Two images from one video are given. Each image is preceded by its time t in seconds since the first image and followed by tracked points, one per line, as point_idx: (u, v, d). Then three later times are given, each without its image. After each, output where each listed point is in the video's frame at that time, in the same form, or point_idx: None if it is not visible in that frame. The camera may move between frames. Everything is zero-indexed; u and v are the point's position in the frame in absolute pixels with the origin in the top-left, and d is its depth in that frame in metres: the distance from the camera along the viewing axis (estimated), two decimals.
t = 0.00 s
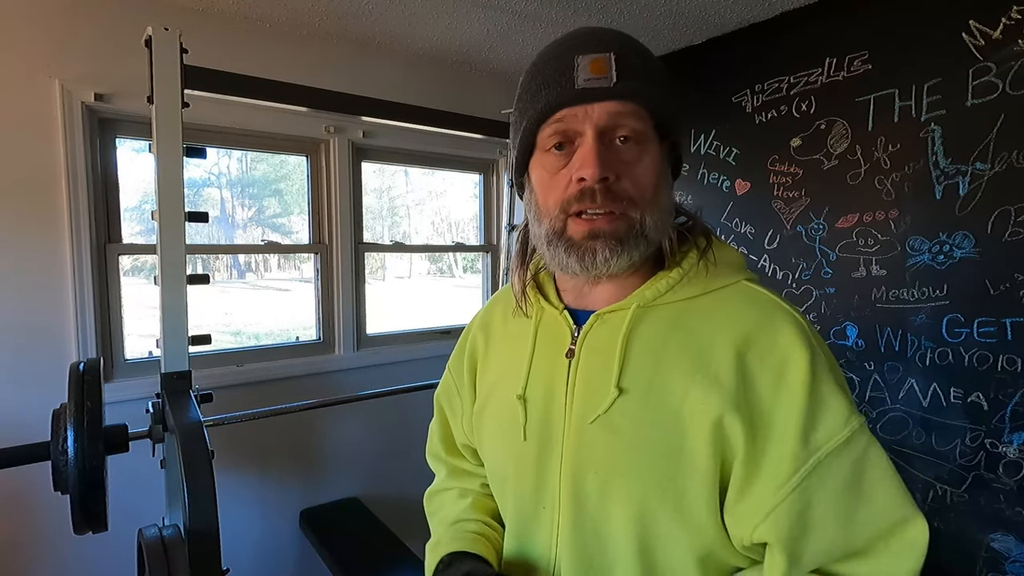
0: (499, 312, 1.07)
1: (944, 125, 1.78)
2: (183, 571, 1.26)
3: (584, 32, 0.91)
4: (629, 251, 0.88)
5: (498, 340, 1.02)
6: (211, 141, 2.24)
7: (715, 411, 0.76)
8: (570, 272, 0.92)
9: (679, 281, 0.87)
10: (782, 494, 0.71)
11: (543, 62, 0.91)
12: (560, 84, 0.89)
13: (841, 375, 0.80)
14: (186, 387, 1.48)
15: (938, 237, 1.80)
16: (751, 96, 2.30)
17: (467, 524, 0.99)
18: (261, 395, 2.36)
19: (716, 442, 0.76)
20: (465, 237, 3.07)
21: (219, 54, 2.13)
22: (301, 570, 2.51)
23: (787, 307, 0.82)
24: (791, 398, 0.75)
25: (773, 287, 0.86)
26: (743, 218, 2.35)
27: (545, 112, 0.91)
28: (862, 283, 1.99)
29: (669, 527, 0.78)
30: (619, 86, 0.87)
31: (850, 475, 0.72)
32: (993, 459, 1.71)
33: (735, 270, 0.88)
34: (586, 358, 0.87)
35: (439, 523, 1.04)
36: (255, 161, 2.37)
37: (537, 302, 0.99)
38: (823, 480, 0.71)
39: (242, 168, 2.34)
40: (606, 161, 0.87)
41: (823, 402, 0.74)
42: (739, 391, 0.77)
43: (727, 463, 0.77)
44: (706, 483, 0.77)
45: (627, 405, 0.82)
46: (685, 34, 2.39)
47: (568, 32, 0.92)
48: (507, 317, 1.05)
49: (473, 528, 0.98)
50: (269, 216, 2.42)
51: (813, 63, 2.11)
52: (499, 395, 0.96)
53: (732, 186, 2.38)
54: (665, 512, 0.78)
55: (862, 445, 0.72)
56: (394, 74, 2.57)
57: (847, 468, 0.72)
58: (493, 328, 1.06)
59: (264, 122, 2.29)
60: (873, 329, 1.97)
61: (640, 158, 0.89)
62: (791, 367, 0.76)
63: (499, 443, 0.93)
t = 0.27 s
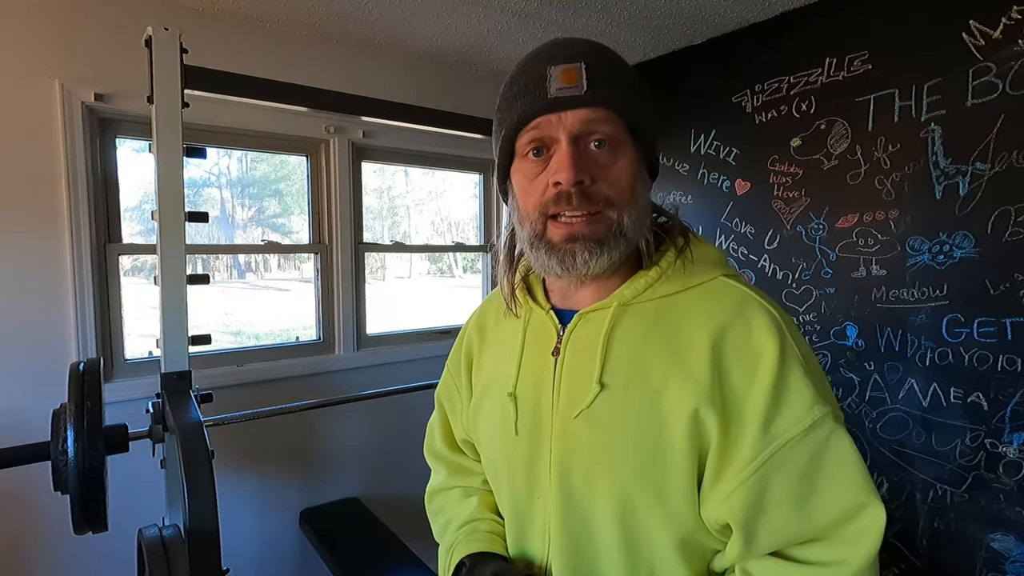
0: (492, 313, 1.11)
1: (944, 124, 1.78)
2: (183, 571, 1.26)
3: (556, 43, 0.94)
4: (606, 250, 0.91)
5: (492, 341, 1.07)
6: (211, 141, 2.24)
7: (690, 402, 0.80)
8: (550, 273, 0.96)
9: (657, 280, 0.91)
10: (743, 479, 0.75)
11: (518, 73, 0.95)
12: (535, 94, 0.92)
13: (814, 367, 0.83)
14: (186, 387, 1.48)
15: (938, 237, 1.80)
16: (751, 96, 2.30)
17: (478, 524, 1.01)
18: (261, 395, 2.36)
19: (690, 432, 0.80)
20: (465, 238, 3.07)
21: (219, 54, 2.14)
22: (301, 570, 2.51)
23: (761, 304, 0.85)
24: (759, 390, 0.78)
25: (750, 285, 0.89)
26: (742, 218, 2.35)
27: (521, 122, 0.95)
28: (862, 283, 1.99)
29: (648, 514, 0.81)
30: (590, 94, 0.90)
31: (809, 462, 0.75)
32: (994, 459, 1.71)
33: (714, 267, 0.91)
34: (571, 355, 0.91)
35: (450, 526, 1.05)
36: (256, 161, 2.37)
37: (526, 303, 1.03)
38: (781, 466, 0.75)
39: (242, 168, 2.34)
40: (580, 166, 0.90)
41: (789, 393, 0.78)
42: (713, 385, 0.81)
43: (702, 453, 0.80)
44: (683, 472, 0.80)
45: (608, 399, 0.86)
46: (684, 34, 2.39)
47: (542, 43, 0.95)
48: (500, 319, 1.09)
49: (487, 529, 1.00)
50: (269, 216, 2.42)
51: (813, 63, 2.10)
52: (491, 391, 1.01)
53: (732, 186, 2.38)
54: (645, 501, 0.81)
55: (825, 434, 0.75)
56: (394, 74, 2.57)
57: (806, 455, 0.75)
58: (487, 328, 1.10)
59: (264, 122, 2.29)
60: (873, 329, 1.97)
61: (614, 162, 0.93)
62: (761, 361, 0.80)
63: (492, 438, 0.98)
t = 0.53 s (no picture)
0: (487, 309, 1.13)
1: (944, 125, 1.78)
2: (183, 571, 1.26)
3: (522, 69, 0.93)
4: (586, 258, 0.91)
5: (486, 336, 1.08)
6: (211, 141, 2.24)
7: (670, 387, 0.81)
8: (540, 281, 0.97)
9: (642, 272, 0.92)
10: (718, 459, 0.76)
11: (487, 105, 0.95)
12: (503, 125, 0.92)
13: (791, 354, 0.84)
14: (186, 387, 1.48)
15: (938, 237, 1.80)
16: (751, 96, 2.30)
17: (470, 512, 1.01)
18: (261, 395, 2.36)
19: (671, 416, 0.81)
20: (465, 237, 3.07)
21: (219, 54, 2.13)
22: (301, 570, 2.51)
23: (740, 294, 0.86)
24: (736, 376, 0.79)
25: (731, 277, 0.90)
26: (742, 218, 2.35)
27: (495, 152, 0.95)
28: (862, 283, 1.99)
29: (632, 497, 0.82)
30: (554, 121, 0.89)
31: (781, 444, 0.76)
32: (993, 459, 1.71)
33: (696, 261, 0.92)
34: (560, 344, 0.93)
35: (442, 513, 1.06)
36: (256, 161, 2.37)
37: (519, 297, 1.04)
38: (756, 448, 0.76)
39: (242, 168, 2.34)
40: (551, 187, 0.90)
41: (764, 378, 0.78)
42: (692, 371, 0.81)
43: (683, 437, 0.81)
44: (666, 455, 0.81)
45: (592, 385, 0.87)
46: (684, 34, 2.39)
47: (509, 71, 0.94)
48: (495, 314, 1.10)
49: (478, 517, 1.00)
50: (269, 216, 2.42)
51: (813, 63, 2.10)
52: (484, 382, 1.02)
53: (731, 186, 2.38)
54: (630, 483, 0.82)
55: (797, 417, 0.76)
56: (394, 74, 2.57)
57: (779, 437, 0.76)
58: (481, 323, 1.11)
59: (264, 122, 2.29)
60: (873, 329, 1.97)
61: (588, 176, 0.91)
62: (739, 347, 0.80)
63: (484, 428, 0.99)
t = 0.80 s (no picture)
0: (484, 304, 1.14)
1: (944, 125, 1.78)
2: (183, 570, 1.26)
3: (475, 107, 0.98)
4: (561, 266, 0.93)
5: (483, 328, 1.08)
6: (211, 141, 2.24)
7: (661, 376, 0.82)
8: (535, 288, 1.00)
9: (634, 269, 0.93)
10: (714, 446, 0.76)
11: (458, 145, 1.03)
12: (467, 164, 1.00)
13: (781, 348, 0.84)
14: (186, 387, 1.48)
15: (937, 237, 1.80)
16: (751, 96, 2.30)
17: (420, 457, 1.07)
18: (261, 395, 2.36)
19: (663, 404, 0.81)
20: (465, 237, 3.07)
21: (220, 54, 2.14)
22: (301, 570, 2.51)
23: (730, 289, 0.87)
24: (726, 366, 0.79)
25: (723, 275, 0.90)
26: (742, 218, 2.35)
27: (470, 186, 1.03)
28: (862, 283, 1.99)
29: (625, 483, 0.82)
30: (497, 156, 0.93)
31: (773, 433, 0.76)
32: (994, 459, 1.71)
33: (687, 260, 0.93)
34: (556, 334, 0.93)
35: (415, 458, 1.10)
36: (256, 161, 2.37)
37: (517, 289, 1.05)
38: (749, 436, 0.76)
39: (242, 168, 2.34)
40: (511, 209, 0.94)
41: (755, 369, 0.78)
42: (683, 360, 0.82)
43: (675, 426, 0.81)
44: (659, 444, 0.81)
45: (586, 373, 0.87)
46: (684, 34, 2.39)
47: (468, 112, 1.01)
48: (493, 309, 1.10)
49: (423, 460, 1.05)
50: (269, 216, 2.42)
51: (813, 63, 2.10)
52: (481, 373, 1.02)
53: (731, 186, 2.38)
54: (623, 470, 0.82)
55: (787, 408, 0.76)
56: (394, 74, 2.57)
57: (770, 426, 0.76)
58: (480, 317, 1.12)
59: (264, 122, 2.29)
60: (873, 329, 1.97)
61: (546, 192, 0.93)
62: (729, 339, 0.81)
63: (479, 418, 1.00)
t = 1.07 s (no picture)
0: (481, 308, 1.14)
1: (944, 124, 1.78)
2: (183, 570, 1.26)
3: (492, 95, 0.96)
4: (567, 264, 0.93)
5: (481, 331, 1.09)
6: (212, 141, 2.24)
7: (659, 373, 0.82)
8: (534, 287, 1.00)
9: (631, 268, 0.93)
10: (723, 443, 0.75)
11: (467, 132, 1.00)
12: (478, 154, 0.97)
13: (780, 347, 0.84)
14: (186, 387, 1.48)
15: (938, 237, 1.80)
16: (751, 96, 2.30)
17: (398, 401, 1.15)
18: (261, 395, 2.36)
19: (662, 401, 0.82)
20: (465, 237, 3.07)
21: (220, 54, 2.14)
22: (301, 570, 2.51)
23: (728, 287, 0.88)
24: (726, 361, 0.79)
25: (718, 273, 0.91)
26: (742, 218, 2.35)
27: (476, 176, 1.01)
28: (862, 283, 1.99)
29: (625, 481, 0.82)
30: (516, 148, 0.92)
31: (777, 430, 0.75)
32: (993, 459, 1.71)
33: (682, 258, 0.93)
34: (554, 333, 0.94)
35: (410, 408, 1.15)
36: (256, 161, 2.37)
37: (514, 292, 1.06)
38: (756, 432, 0.75)
39: (242, 168, 2.34)
40: (524, 204, 0.93)
41: (757, 365, 0.78)
42: (680, 357, 0.82)
43: (675, 422, 0.81)
44: (658, 440, 0.81)
45: (584, 371, 0.88)
46: (684, 34, 2.39)
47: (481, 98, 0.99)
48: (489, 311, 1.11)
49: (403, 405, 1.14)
50: (269, 216, 2.42)
51: (813, 63, 2.10)
52: (479, 374, 1.03)
53: (731, 186, 2.38)
54: (622, 467, 0.83)
55: (790, 404, 0.76)
56: (394, 75, 2.57)
57: (774, 423, 0.75)
58: (477, 320, 1.12)
59: (264, 122, 2.29)
60: (873, 329, 1.97)
61: (559, 189, 0.94)
62: (727, 336, 0.81)
63: (478, 417, 1.00)
